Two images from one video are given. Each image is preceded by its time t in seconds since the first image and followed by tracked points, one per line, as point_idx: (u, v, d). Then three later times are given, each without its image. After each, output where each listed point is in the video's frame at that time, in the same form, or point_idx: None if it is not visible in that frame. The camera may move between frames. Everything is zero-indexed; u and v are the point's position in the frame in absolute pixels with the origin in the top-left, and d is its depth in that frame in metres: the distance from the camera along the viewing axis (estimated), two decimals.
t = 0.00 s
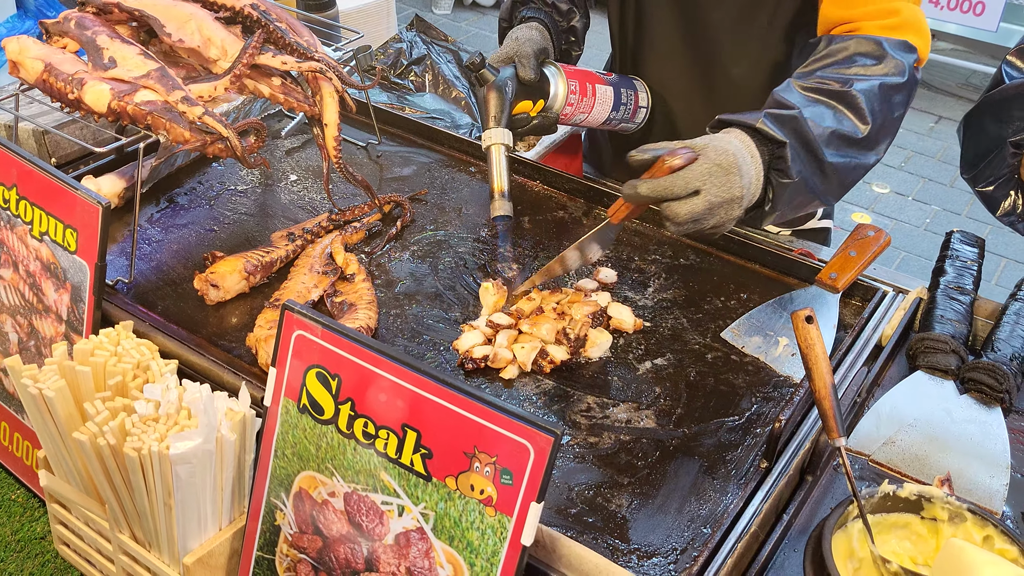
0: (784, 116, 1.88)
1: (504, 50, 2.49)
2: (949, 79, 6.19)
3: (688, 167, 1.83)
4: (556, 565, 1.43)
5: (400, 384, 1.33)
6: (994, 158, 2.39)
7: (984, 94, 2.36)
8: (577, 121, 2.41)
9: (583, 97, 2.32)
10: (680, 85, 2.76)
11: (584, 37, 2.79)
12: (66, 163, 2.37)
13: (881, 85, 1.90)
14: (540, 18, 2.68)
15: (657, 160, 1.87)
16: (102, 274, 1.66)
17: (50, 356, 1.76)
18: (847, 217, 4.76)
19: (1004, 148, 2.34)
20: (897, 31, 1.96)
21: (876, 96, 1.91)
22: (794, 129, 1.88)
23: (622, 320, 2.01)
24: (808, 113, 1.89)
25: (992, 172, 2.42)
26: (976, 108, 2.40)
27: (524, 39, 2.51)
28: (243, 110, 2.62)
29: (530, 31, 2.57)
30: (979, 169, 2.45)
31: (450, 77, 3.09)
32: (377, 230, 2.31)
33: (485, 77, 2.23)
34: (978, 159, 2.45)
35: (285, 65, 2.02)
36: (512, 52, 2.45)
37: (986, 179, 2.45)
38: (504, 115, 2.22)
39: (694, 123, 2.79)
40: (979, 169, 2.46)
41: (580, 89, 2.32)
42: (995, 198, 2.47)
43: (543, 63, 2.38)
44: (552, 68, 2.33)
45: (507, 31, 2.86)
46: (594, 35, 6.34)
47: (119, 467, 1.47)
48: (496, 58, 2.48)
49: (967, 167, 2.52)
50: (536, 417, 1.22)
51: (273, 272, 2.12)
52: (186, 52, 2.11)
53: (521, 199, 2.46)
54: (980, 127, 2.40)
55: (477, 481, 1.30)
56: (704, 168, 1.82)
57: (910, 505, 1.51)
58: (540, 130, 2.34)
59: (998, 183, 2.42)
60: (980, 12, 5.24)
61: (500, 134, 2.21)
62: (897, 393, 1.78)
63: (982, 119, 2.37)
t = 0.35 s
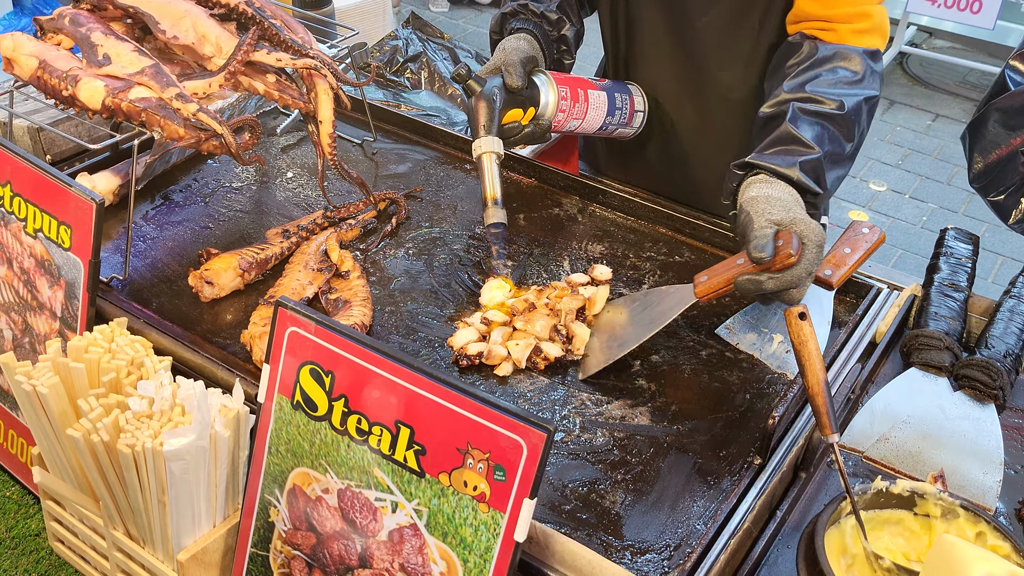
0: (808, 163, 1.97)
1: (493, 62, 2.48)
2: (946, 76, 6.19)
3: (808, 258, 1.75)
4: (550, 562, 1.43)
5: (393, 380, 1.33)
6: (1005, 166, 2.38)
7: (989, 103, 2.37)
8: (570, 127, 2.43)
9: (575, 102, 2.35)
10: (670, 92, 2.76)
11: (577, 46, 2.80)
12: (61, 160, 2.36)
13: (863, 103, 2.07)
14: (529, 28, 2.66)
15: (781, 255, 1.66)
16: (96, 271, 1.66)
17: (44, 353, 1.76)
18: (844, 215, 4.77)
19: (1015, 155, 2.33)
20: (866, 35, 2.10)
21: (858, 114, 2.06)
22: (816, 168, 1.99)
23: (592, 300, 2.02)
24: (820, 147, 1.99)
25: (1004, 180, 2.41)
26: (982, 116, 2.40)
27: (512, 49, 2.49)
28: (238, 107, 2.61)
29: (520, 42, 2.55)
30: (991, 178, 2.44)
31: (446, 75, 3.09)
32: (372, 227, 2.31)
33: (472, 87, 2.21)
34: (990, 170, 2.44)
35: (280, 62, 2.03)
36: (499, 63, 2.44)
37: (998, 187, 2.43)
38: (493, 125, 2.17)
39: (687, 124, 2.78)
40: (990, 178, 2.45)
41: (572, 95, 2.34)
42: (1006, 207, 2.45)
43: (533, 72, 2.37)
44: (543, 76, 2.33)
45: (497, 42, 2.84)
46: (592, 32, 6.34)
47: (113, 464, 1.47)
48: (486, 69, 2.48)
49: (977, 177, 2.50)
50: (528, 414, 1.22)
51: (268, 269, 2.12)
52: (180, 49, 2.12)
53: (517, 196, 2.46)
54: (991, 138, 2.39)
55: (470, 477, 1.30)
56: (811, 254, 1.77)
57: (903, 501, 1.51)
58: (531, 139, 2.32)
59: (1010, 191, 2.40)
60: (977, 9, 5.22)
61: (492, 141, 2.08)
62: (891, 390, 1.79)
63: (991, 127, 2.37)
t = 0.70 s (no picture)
0: (722, 106, 1.90)
1: (491, 61, 2.49)
2: (943, 75, 6.20)
3: (667, 166, 1.84)
4: (550, 560, 1.43)
5: (393, 378, 1.34)
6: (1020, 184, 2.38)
7: (999, 122, 2.39)
8: (569, 129, 2.35)
9: (574, 103, 2.27)
10: (669, 91, 2.77)
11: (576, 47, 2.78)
12: (59, 159, 2.36)
13: (824, 80, 1.93)
14: (530, 28, 2.67)
15: (619, 154, 1.84)
16: (96, 269, 1.66)
17: (43, 351, 1.75)
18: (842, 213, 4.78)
19: None
20: (849, 25, 1.99)
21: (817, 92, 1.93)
22: (732, 119, 1.91)
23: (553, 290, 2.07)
24: (748, 104, 1.90)
25: (1018, 199, 2.40)
26: (992, 135, 2.42)
27: (511, 47, 2.52)
28: (237, 105, 2.54)
29: (519, 41, 2.57)
30: (1007, 199, 2.45)
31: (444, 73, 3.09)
32: (370, 226, 2.32)
33: (468, 84, 2.22)
34: (1006, 189, 2.45)
35: (279, 61, 2.03)
36: (497, 62, 2.46)
37: (1013, 207, 2.43)
38: (489, 122, 2.17)
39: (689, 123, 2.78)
40: (1005, 198, 2.45)
41: (571, 95, 2.27)
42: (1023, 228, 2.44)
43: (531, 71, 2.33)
44: (542, 75, 2.27)
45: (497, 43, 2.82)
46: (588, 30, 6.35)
47: (112, 462, 1.47)
48: (485, 67, 2.49)
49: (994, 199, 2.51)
50: (529, 412, 1.22)
51: (267, 268, 2.12)
52: (179, 47, 2.12)
53: (515, 195, 2.47)
54: (1003, 159, 2.40)
55: (470, 475, 1.30)
56: (665, 156, 1.85)
57: (901, 498, 1.52)
58: (529, 137, 2.30)
59: None
60: (974, 8, 5.23)
61: (489, 140, 2.11)
62: (889, 388, 1.79)
63: (1003, 147, 2.39)
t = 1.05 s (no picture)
0: (719, 95, 1.90)
1: (480, 53, 2.49)
2: (941, 74, 6.21)
3: (651, 144, 1.79)
4: (549, 554, 1.44)
5: (392, 375, 1.34)
6: (997, 168, 2.41)
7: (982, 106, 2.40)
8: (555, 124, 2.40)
9: (559, 99, 2.31)
10: (668, 84, 2.77)
11: (565, 42, 2.82)
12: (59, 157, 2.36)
13: (827, 66, 1.93)
14: (519, 21, 2.66)
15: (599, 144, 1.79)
16: (96, 266, 1.67)
17: (44, 348, 1.76)
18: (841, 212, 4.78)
19: (1004, 158, 2.35)
20: (853, 11, 2.00)
21: (822, 80, 1.93)
22: (731, 106, 1.89)
23: (605, 314, 2.02)
24: (746, 94, 1.91)
25: (995, 181, 2.43)
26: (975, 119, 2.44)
27: (500, 41, 2.51)
28: (236, 104, 2.56)
29: (507, 35, 2.55)
30: (982, 180, 2.48)
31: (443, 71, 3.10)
32: (369, 223, 2.32)
33: (455, 78, 2.26)
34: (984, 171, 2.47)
35: (279, 59, 2.04)
36: (484, 56, 2.46)
37: (989, 189, 2.46)
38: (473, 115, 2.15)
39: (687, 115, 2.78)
40: (983, 180, 2.48)
41: (556, 91, 2.31)
42: (997, 207, 2.48)
43: (518, 67, 2.36)
44: (528, 71, 2.32)
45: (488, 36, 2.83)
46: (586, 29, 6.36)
47: (113, 458, 1.48)
48: (473, 61, 2.50)
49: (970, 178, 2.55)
50: (527, 408, 1.23)
51: (267, 266, 2.12)
52: (179, 45, 2.13)
53: (515, 193, 2.47)
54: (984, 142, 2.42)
55: (469, 471, 1.30)
56: (649, 137, 1.80)
57: (898, 494, 1.53)
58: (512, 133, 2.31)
59: (1000, 193, 2.43)
60: (972, 6, 5.24)
61: (471, 134, 2.03)
62: (887, 385, 1.80)
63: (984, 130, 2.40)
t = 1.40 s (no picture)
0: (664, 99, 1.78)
1: (479, 45, 2.49)
2: (940, 72, 6.21)
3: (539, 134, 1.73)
4: (545, 549, 1.46)
5: (389, 370, 1.35)
6: (986, 149, 2.31)
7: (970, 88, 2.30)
8: (556, 114, 2.44)
9: (558, 91, 2.35)
10: (668, 77, 2.79)
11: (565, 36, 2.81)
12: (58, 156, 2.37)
13: (807, 55, 1.76)
14: (519, 16, 2.67)
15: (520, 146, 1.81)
16: (95, 263, 1.67)
17: (43, 345, 1.77)
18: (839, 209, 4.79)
19: (995, 139, 2.26)
20: None
21: (806, 66, 1.75)
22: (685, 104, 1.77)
23: (604, 310, 2.03)
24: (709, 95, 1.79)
25: (981, 162, 2.36)
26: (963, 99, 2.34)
27: (498, 33, 2.50)
28: (235, 101, 2.61)
29: (507, 27, 2.55)
30: (969, 160, 2.39)
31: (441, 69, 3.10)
32: (368, 221, 2.33)
33: (454, 65, 2.29)
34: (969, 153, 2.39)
35: (277, 57, 2.04)
36: (484, 46, 2.46)
37: (976, 168, 2.40)
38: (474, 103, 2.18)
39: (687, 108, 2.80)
40: (969, 160, 2.40)
41: (556, 82, 2.35)
42: (983, 187, 2.44)
43: (518, 57, 2.38)
44: (528, 61, 2.35)
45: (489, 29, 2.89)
46: (584, 27, 6.37)
47: (112, 453, 1.49)
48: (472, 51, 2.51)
49: (955, 158, 2.46)
50: (523, 402, 1.24)
51: (265, 263, 2.13)
52: (177, 43, 2.14)
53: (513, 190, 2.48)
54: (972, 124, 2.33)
55: (466, 466, 1.31)
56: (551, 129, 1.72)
57: (893, 489, 1.54)
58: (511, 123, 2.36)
59: (987, 174, 2.38)
60: (971, 4, 5.24)
61: (470, 121, 1.98)
62: (881, 381, 1.81)
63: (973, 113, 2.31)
